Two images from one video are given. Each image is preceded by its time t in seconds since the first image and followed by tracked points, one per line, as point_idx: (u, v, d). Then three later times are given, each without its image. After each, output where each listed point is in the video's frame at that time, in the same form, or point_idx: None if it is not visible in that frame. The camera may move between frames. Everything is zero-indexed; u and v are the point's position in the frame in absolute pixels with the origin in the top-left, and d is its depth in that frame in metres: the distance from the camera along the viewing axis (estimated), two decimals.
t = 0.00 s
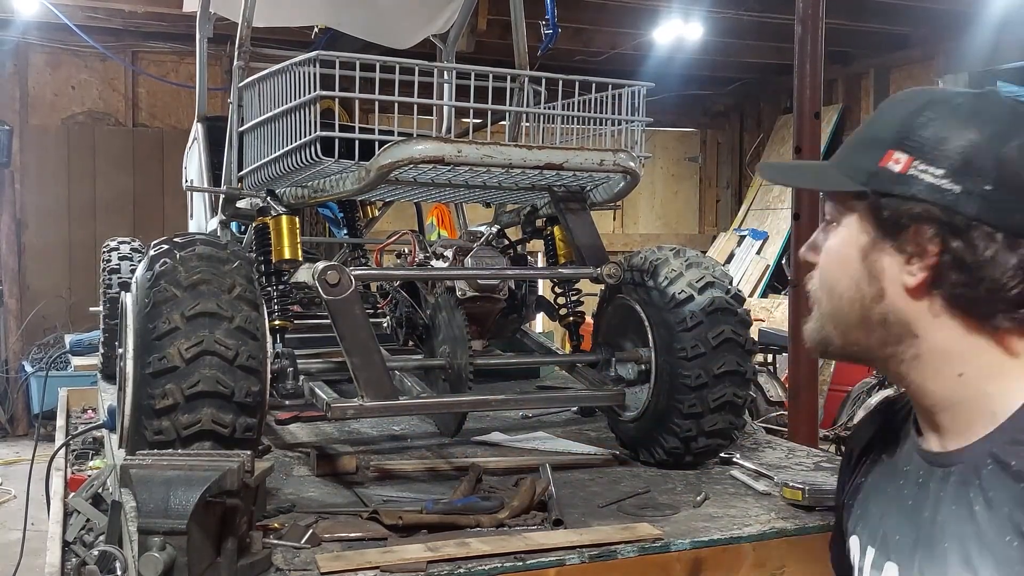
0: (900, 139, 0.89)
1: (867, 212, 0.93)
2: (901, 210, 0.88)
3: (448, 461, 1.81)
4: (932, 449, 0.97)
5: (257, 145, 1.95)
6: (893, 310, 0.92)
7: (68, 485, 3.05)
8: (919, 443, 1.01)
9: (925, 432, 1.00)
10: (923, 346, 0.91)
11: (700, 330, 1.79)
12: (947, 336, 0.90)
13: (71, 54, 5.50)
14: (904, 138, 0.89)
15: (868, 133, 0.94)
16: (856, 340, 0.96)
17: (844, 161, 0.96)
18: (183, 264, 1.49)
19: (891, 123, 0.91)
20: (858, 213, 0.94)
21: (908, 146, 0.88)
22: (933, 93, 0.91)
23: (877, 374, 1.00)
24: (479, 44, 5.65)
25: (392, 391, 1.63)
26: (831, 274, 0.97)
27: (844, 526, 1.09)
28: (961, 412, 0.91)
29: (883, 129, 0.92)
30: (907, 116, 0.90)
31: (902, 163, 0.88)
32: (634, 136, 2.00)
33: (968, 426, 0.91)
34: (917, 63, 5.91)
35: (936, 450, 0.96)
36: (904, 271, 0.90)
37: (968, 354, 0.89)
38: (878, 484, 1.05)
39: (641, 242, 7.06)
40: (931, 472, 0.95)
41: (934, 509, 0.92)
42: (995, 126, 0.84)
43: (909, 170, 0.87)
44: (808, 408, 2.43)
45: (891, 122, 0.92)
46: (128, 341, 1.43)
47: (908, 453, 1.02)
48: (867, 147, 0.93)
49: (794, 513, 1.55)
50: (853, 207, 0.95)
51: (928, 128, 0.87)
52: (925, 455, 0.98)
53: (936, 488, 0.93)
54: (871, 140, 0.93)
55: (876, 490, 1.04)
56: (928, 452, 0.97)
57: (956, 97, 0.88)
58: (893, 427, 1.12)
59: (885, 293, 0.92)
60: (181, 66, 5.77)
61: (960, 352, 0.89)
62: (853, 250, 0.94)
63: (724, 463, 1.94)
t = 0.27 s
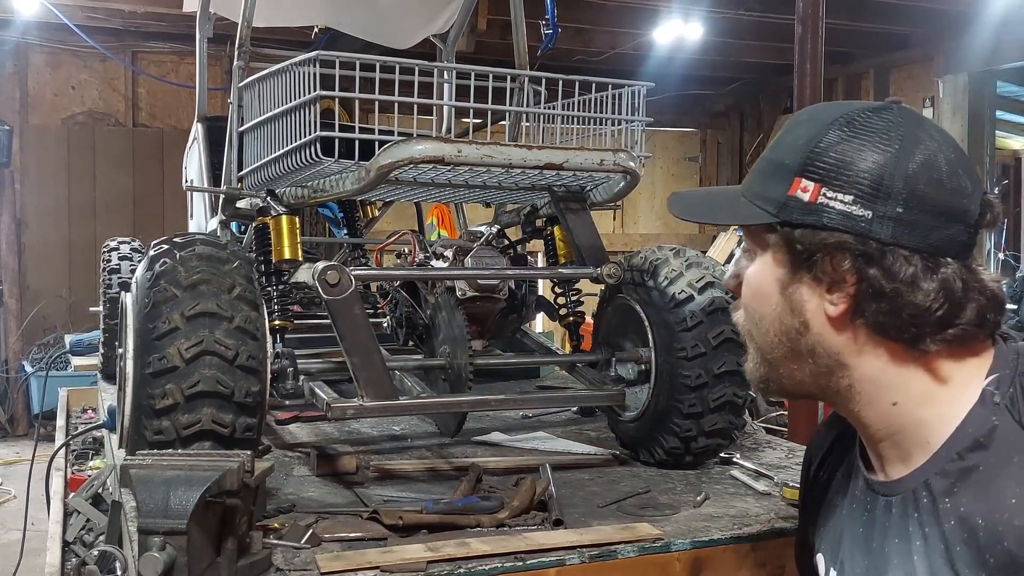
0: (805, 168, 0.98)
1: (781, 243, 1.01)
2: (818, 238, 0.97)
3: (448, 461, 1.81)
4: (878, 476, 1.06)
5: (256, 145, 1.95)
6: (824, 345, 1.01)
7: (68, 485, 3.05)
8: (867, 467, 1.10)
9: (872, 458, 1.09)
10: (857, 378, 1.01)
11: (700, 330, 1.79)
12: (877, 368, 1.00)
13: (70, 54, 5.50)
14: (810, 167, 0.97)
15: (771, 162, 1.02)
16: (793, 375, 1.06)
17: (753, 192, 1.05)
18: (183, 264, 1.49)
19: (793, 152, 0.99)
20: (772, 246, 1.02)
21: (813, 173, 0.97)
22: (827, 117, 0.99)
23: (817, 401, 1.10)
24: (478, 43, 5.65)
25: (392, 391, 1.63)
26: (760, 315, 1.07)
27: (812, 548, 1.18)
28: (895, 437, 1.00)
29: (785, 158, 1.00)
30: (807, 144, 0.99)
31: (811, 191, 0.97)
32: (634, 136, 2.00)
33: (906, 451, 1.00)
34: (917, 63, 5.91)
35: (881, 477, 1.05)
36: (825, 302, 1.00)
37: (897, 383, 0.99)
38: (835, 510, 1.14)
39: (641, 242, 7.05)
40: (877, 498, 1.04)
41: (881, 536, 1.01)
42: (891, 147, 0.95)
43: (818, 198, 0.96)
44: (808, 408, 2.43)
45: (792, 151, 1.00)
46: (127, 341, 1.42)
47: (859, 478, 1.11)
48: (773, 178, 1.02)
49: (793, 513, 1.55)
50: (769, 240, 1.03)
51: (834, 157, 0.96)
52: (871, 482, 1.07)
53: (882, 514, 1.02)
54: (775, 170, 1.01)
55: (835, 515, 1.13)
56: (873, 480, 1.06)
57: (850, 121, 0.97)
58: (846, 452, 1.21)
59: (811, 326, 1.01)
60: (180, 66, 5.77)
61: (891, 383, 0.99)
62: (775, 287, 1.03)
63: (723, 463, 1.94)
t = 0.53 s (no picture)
0: (747, 224, 0.97)
1: (737, 302, 1.00)
2: (772, 293, 0.96)
3: (448, 461, 1.81)
4: (876, 506, 1.05)
5: (257, 145, 1.95)
6: (805, 389, 1.00)
7: (68, 485, 3.05)
8: (864, 494, 1.09)
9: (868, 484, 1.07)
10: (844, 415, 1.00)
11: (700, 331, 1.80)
12: (864, 403, 0.98)
13: (70, 54, 5.50)
14: (752, 223, 0.97)
15: (717, 219, 1.02)
16: (779, 421, 1.05)
17: (708, 250, 1.04)
18: (182, 264, 1.49)
19: (733, 208, 0.99)
20: (731, 303, 1.02)
21: (755, 228, 0.96)
22: (763, 165, 0.99)
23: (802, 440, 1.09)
24: (479, 43, 5.65)
25: (392, 391, 1.63)
26: (736, 366, 1.06)
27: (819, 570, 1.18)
28: (889, 469, 0.99)
29: (727, 215, 1.00)
30: (745, 197, 0.98)
31: (756, 247, 0.96)
32: (634, 136, 2.00)
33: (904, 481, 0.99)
34: (917, 63, 5.91)
35: (879, 508, 1.04)
36: (792, 351, 0.98)
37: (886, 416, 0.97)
38: (836, 536, 1.12)
39: (641, 241, 7.05)
40: (878, 530, 1.03)
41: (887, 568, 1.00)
42: (828, 189, 0.93)
43: (764, 253, 0.96)
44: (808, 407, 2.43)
45: (732, 208, 0.99)
46: (127, 341, 1.42)
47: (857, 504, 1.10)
48: (722, 235, 1.01)
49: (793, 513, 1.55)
50: (728, 298, 1.02)
51: (774, 208, 0.95)
52: (871, 511, 1.06)
53: (886, 547, 1.01)
54: (722, 227, 1.01)
55: (835, 541, 1.12)
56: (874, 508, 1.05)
57: (784, 167, 0.96)
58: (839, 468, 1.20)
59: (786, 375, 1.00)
60: (180, 65, 5.76)
61: (880, 416, 0.98)
62: (741, 341, 1.03)
63: (723, 463, 1.94)
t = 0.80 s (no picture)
0: (799, 181, 1.01)
1: (787, 257, 1.04)
2: (818, 247, 0.99)
3: (448, 461, 1.81)
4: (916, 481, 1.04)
5: (257, 145, 1.95)
6: (848, 350, 1.01)
7: (68, 485, 3.05)
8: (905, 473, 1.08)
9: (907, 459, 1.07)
10: (883, 383, 1.00)
11: (700, 330, 1.78)
12: (904, 370, 0.98)
13: (70, 54, 5.50)
14: (804, 179, 1.00)
15: (773, 181, 1.06)
16: (822, 385, 1.06)
17: (762, 214, 1.08)
18: (182, 264, 1.49)
19: (789, 168, 1.03)
20: (783, 263, 1.05)
21: (806, 185, 1.00)
22: (817, 129, 1.03)
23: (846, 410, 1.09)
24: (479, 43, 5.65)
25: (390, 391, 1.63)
26: (786, 331, 1.08)
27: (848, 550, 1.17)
28: (927, 439, 0.99)
29: (782, 176, 1.04)
30: (799, 158, 1.02)
31: (807, 203, 1.00)
32: (634, 136, 2.00)
33: (939, 452, 0.98)
34: (917, 63, 5.90)
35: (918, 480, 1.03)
36: (839, 308, 1.01)
37: (927, 384, 0.97)
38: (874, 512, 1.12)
39: (641, 242, 7.05)
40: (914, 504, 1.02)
41: (916, 544, 0.99)
42: (878, 147, 0.96)
43: (814, 207, 0.99)
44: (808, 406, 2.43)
45: (788, 168, 1.03)
46: (127, 341, 1.42)
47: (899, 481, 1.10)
48: (777, 196, 1.05)
49: (793, 512, 1.55)
50: (780, 257, 1.06)
51: (825, 165, 0.99)
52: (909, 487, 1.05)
53: (919, 524, 1.00)
54: (778, 188, 1.05)
55: (870, 518, 1.12)
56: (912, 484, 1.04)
57: (837, 129, 1.00)
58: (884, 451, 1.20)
59: (830, 334, 1.02)
60: (180, 65, 5.76)
61: (919, 384, 0.97)
62: (790, 300, 1.06)
63: (723, 463, 1.94)
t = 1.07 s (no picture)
0: (831, 172, 1.02)
1: (818, 245, 1.05)
2: (845, 236, 1.01)
3: (448, 461, 1.81)
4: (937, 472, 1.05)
5: (257, 145, 1.95)
6: (874, 339, 1.02)
7: (68, 485, 3.04)
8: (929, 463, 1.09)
9: (931, 450, 1.07)
10: (908, 373, 1.00)
11: (700, 330, 1.78)
12: (929, 361, 0.98)
13: (70, 54, 5.50)
14: (836, 170, 1.02)
15: (809, 174, 1.08)
16: (850, 373, 1.07)
17: (797, 205, 1.10)
18: (182, 264, 1.49)
19: (823, 160, 1.05)
20: (816, 252, 1.07)
21: (836, 175, 1.02)
22: (853, 122, 1.04)
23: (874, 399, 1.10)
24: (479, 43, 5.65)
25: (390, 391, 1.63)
26: (819, 318, 1.09)
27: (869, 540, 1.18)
28: (950, 431, 0.99)
29: (816, 168, 1.06)
30: (833, 149, 1.04)
31: (837, 193, 1.01)
32: (633, 136, 2.00)
33: (961, 442, 0.98)
34: (917, 63, 5.90)
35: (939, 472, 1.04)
36: (867, 296, 1.01)
37: (951, 376, 0.97)
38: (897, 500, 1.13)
39: (641, 242, 7.05)
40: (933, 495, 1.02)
41: (933, 534, 0.99)
42: (909, 139, 0.97)
43: (843, 197, 1.01)
44: (809, 406, 2.43)
45: (822, 159, 1.05)
46: (127, 341, 1.42)
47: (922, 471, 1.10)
48: (811, 188, 1.07)
49: (793, 513, 1.55)
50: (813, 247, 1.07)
51: (856, 156, 1.00)
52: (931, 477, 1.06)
53: (936, 514, 1.00)
54: (813, 180, 1.07)
55: (891, 510, 1.12)
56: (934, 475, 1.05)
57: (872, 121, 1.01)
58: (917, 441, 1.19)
59: (858, 322, 1.03)
60: (180, 65, 5.76)
61: (943, 376, 0.97)
62: (821, 286, 1.07)
63: (723, 463, 1.94)
